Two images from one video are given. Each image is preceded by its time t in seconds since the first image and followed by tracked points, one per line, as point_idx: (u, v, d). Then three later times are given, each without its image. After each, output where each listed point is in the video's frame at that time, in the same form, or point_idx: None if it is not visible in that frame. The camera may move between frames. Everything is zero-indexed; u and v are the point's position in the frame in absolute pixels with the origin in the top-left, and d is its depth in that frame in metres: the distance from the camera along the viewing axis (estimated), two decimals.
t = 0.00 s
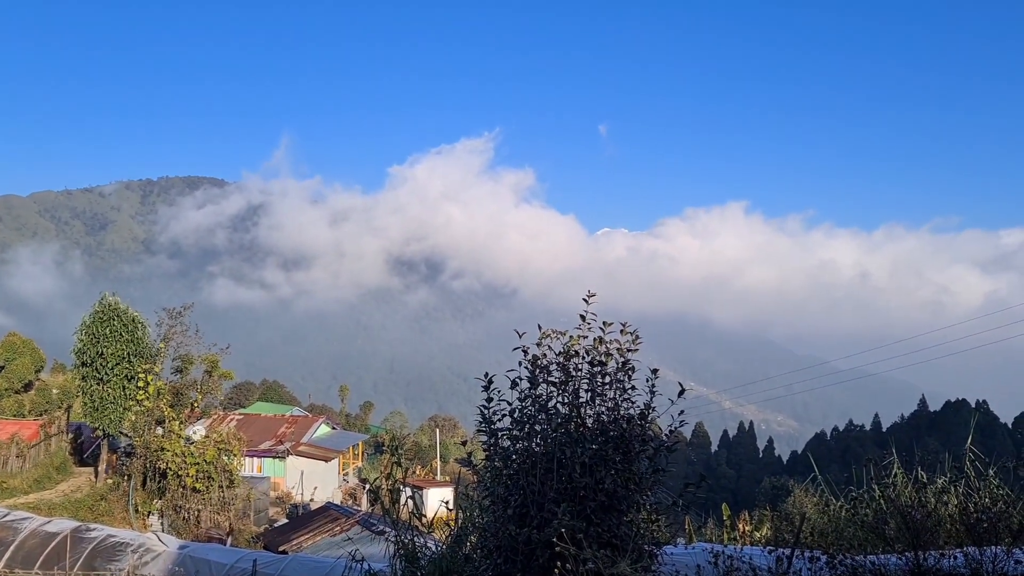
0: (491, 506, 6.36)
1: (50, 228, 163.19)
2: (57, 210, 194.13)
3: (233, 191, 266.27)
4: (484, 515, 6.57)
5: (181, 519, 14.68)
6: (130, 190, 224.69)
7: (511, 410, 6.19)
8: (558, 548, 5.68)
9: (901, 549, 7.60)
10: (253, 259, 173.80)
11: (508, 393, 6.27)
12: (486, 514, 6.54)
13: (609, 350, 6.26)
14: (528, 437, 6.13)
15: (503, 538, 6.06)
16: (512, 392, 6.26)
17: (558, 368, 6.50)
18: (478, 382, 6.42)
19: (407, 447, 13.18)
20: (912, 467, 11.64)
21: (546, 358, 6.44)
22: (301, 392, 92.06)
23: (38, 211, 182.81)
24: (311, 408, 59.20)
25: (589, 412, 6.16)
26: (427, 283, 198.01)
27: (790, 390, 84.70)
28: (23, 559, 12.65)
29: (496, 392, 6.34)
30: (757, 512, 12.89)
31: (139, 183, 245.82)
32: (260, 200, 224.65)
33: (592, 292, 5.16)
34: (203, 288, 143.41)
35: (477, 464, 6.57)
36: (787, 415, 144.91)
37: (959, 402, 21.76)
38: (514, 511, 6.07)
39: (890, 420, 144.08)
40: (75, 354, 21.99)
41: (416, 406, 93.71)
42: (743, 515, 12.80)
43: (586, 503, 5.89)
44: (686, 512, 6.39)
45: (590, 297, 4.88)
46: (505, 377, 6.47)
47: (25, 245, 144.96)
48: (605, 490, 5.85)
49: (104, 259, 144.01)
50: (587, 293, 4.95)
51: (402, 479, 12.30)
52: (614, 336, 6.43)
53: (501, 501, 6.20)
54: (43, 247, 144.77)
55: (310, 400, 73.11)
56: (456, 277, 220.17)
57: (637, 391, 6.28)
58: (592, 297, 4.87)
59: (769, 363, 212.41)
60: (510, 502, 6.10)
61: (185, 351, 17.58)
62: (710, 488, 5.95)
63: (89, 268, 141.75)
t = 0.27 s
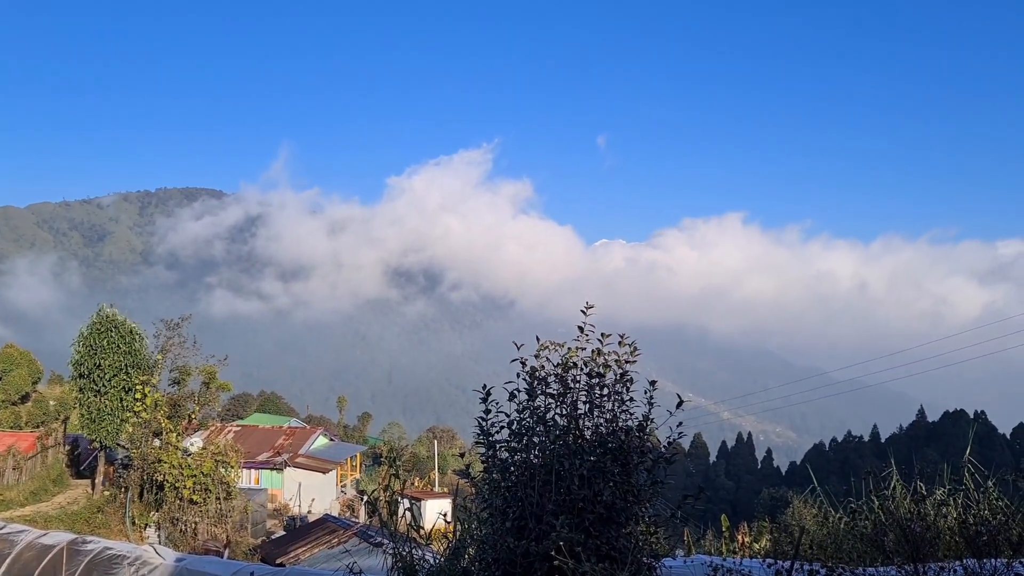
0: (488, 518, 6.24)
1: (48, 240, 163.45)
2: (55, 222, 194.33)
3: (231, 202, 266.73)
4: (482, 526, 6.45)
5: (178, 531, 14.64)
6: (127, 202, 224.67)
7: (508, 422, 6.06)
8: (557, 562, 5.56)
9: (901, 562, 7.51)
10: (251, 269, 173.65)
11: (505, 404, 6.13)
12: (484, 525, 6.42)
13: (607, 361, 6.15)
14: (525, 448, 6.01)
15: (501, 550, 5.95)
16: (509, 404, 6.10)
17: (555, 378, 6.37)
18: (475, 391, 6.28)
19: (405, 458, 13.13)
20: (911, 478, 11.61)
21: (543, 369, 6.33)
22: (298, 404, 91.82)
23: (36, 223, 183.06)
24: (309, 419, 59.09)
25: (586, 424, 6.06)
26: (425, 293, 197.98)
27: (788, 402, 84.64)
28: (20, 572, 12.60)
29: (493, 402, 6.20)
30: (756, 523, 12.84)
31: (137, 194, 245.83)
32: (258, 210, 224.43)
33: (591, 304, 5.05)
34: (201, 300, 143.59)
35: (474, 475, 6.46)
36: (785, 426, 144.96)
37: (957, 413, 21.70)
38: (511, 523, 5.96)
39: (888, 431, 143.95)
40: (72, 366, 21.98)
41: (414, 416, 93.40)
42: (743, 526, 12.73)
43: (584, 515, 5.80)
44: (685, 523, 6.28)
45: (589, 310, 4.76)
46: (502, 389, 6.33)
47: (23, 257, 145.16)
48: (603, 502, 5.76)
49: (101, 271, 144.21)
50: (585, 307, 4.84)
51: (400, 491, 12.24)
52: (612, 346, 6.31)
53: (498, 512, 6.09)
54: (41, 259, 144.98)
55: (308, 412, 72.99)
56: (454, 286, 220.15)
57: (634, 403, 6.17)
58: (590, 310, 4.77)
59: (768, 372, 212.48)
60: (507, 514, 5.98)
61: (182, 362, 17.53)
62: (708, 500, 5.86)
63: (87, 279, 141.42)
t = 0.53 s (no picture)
0: (486, 524, 6.18)
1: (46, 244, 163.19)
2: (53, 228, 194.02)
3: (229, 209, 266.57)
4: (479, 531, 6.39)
5: (176, 537, 14.60)
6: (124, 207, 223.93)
7: (506, 428, 6.01)
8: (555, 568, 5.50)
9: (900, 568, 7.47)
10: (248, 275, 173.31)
11: (502, 411, 6.07)
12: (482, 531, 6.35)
13: (606, 366, 6.10)
14: (524, 454, 5.95)
15: (499, 557, 5.88)
16: (507, 410, 6.03)
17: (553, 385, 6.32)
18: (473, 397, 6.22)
19: (403, 465, 13.08)
20: (908, 484, 11.63)
21: (541, 375, 6.27)
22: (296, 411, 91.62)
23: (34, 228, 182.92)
24: (307, 425, 58.93)
25: (585, 429, 6.01)
26: (423, 299, 197.98)
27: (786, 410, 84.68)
28: None
29: (491, 409, 6.14)
30: (754, 529, 12.85)
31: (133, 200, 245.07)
32: (256, 215, 224.33)
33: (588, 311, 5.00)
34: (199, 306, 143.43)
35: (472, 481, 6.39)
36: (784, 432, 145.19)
37: (955, 418, 21.72)
38: (511, 530, 5.89)
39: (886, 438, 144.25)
40: (69, 373, 21.93)
41: (413, 421, 93.35)
42: (741, 532, 12.74)
43: (583, 522, 5.74)
44: (684, 528, 6.23)
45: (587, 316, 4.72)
46: (500, 395, 6.27)
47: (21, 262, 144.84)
48: (601, 508, 5.72)
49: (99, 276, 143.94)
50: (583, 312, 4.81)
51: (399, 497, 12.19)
52: (610, 351, 6.25)
53: (497, 519, 6.02)
54: (39, 264, 144.65)
55: (306, 416, 73.00)
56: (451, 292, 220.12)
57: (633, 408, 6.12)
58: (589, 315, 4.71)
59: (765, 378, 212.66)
60: (506, 520, 5.93)
61: (180, 369, 17.50)
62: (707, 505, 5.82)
63: (85, 285, 141.15)
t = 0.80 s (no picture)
0: (484, 536, 6.10)
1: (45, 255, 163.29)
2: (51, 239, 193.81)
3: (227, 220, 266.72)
4: (476, 543, 6.30)
5: (172, 550, 14.55)
6: (123, 219, 223.95)
7: (505, 439, 5.98)
8: None
9: None
10: (247, 285, 173.24)
11: (501, 422, 6.05)
12: (479, 541, 6.27)
13: (604, 377, 6.08)
14: (522, 466, 5.92)
15: (496, 568, 5.84)
16: (506, 420, 6.03)
17: (551, 396, 6.32)
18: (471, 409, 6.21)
19: (401, 475, 13.06)
20: (908, 495, 11.62)
21: (539, 386, 6.25)
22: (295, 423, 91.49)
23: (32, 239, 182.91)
24: (306, 435, 58.84)
25: (583, 442, 5.99)
26: (421, 309, 198.19)
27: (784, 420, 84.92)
28: None
29: (489, 419, 6.13)
30: (753, 540, 12.82)
31: (132, 212, 245.14)
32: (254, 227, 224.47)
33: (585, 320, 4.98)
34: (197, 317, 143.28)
35: (469, 493, 6.32)
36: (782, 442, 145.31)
37: (954, 428, 21.73)
38: (508, 541, 5.83)
39: (885, 447, 144.45)
40: (67, 383, 21.90)
41: (411, 432, 93.28)
42: (740, 542, 12.71)
43: (582, 534, 5.70)
44: (682, 540, 6.17)
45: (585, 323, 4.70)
46: (498, 407, 6.24)
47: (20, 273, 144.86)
48: (600, 519, 5.69)
49: (97, 288, 143.77)
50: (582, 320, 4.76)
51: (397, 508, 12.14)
52: (609, 363, 6.22)
53: (495, 531, 5.94)
54: (38, 275, 144.81)
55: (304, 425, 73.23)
56: (450, 302, 220.16)
57: (630, 420, 6.09)
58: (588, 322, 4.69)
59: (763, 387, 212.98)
60: (503, 531, 5.87)
61: (178, 380, 17.49)
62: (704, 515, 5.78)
63: (83, 296, 141.26)
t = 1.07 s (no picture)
0: (483, 553, 6.03)
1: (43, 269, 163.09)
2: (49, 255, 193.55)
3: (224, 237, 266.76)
4: (475, 560, 6.23)
5: (169, 566, 14.44)
6: (121, 235, 223.85)
7: (503, 456, 5.96)
8: None
9: None
10: (245, 300, 172.96)
11: (499, 438, 6.04)
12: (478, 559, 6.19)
13: (602, 394, 6.04)
14: (521, 482, 5.88)
15: None
16: (504, 437, 6.02)
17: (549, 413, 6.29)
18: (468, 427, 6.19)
19: (398, 491, 13.01)
20: (907, 509, 11.61)
21: (538, 403, 6.22)
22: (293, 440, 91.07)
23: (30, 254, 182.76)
24: (303, 452, 58.60)
25: (581, 457, 5.96)
26: (419, 324, 198.01)
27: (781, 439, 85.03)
28: None
29: (487, 437, 6.11)
30: (753, 555, 12.77)
31: (130, 228, 245.30)
32: (252, 244, 224.85)
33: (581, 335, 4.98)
34: (195, 332, 143.06)
35: (467, 510, 6.29)
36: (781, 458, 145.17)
37: (952, 443, 21.71)
38: (506, 559, 5.77)
39: (883, 463, 144.35)
40: (64, 400, 21.82)
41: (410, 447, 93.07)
42: (739, 558, 12.66)
43: (580, 549, 5.63)
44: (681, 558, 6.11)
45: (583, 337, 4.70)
46: (497, 423, 6.25)
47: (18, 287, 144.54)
48: (598, 536, 5.63)
49: (96, 303, 143.65)
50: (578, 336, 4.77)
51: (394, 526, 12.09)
52: (607, 378, 6.22)
53: (493, 549, 5.88)
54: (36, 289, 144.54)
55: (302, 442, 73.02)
56: (448, 317, 220.01)
57: (628, 437, 6.06)
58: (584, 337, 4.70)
59: (761, 403, 212.88)
60: (502, 549, 5.81)
61: (176, 396, 17.46)
62: (703, 530, 5.73)
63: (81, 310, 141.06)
